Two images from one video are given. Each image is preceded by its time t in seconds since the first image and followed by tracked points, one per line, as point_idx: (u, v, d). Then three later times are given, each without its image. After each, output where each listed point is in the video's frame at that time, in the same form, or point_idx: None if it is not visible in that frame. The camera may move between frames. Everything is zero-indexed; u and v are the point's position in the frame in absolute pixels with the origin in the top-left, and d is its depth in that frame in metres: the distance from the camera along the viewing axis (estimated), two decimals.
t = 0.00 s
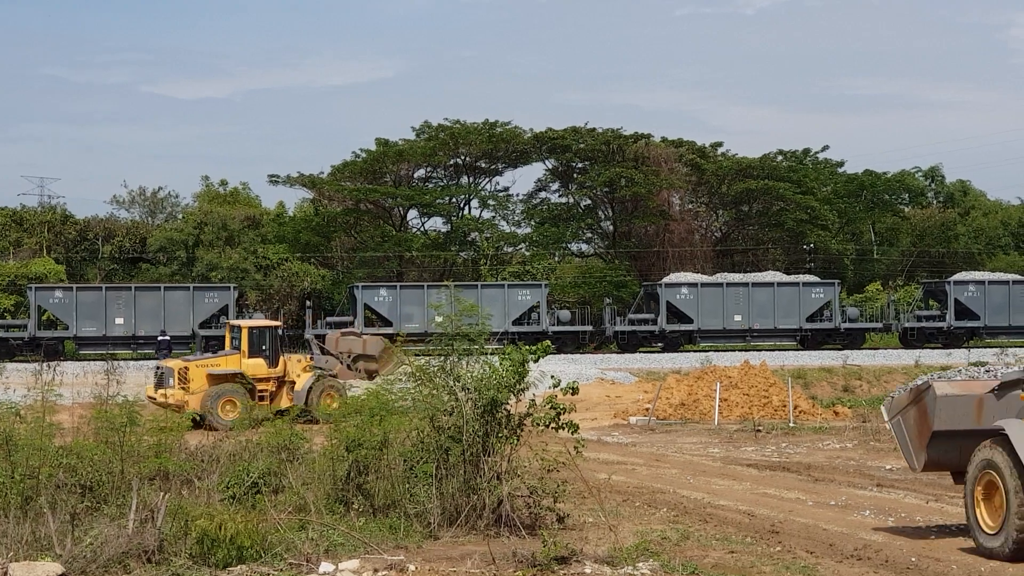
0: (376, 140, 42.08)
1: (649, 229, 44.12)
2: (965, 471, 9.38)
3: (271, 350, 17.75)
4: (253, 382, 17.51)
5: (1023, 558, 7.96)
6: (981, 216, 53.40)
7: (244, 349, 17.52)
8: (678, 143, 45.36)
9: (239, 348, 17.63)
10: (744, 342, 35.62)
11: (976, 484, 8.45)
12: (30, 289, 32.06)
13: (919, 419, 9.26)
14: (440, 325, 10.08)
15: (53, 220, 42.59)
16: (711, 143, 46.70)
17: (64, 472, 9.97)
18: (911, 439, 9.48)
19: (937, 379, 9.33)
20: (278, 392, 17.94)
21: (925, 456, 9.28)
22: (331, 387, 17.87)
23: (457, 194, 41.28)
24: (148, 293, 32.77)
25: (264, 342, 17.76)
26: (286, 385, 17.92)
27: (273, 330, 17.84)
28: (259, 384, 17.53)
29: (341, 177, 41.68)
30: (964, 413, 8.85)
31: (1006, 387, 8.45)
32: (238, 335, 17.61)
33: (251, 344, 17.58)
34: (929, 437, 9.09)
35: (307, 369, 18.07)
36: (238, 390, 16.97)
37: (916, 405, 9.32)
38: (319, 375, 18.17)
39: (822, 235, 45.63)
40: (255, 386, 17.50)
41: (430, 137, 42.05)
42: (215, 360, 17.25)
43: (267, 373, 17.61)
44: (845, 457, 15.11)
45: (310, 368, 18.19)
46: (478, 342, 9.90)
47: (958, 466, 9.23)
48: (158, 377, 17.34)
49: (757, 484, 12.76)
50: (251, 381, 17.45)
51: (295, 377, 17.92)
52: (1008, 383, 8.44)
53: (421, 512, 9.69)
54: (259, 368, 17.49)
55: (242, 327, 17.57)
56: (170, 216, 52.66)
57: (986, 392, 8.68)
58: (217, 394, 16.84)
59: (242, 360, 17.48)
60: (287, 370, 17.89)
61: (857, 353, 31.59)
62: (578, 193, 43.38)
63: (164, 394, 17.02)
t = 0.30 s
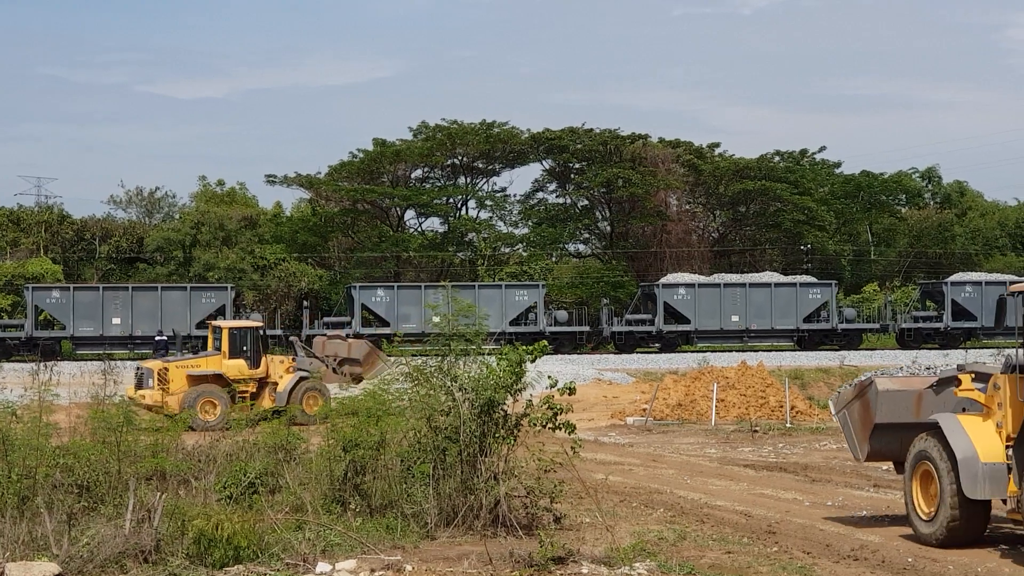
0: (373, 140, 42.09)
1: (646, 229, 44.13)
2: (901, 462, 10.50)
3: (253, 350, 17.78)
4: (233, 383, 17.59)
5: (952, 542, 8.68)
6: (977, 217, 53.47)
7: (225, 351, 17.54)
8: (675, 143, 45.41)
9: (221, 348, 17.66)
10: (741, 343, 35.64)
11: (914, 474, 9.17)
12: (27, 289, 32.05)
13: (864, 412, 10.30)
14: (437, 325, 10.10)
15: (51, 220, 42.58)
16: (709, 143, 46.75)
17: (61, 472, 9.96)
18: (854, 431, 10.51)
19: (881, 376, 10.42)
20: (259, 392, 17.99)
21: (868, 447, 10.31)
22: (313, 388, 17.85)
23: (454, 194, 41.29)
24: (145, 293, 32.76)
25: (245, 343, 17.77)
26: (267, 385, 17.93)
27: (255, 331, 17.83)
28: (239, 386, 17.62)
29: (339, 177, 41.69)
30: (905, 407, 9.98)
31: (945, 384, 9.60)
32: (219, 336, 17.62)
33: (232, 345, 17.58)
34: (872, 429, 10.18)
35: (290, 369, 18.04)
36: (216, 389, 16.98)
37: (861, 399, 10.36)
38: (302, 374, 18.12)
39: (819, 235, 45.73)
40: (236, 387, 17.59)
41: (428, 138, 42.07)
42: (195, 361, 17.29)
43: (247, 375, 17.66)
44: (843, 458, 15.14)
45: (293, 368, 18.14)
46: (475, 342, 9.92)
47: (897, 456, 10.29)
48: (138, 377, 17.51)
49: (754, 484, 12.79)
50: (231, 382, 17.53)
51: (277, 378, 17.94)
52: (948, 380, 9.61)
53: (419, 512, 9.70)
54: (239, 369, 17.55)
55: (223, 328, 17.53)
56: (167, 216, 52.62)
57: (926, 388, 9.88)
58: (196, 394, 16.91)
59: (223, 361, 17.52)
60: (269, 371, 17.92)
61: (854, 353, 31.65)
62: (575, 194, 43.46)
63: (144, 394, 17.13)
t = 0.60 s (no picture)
0: (358, 140, 42.00)
1: (632, 228, 44.19)
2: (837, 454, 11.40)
3: (221, 350, 17.98)
4: (201, 383, 17.57)
5: (881, 528, 9.57)
6: (961, 217, 53.81)
7: (193, 351, 17.62)
8: (661, 143, 45.51)
9: (188, 349, 17.76)
10: (726, 343, 35.77)
11: (847, 465, 10.11)
12: (11, 288, 31.86)
13: (802, 409, 11.21)
14: (422, 324, 10.14)
15: (34, 219, 42.33)
16: (694, 143, 46.87)
17: (45, 471, 9.93)
18: (795, 427, 11.40)
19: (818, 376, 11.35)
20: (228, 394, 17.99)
21: (806, 442, 11.18)
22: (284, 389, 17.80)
23: (439, 194, 41.30)
24: (129, 293, 32.62)
25: (214, 342, 18.00)
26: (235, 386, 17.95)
27: (224, 331, 18.09)
28: (207, 386, 17.60)
29: (324, 176, 41.61)
30: (840, 403, 10.88)
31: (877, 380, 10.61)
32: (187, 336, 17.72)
33: (199, 345, 17.74)
34: (810, 425, 11.08)
35: (260, 370, 18.15)
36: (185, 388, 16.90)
37: (800, 397, 11.26)
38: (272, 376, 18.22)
39: (804, 235, 45.95)
40: (204, 388, 17.56)
41: (413, 137, 42.02)
42: (162, 361, 17.25)
43: (216, 375, 17.68)
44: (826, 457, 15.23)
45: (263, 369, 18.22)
46: (460, 341, 9.95)
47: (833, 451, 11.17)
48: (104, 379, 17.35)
49: (739, 484, 12.86)
50: (199, 382, 17.50)
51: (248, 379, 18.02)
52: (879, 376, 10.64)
53: (404, 512, 9.73)
54: (207, 369, 17.57)
55: (190, 328, 17.72)
56: (152, 216, 52.38)
57: (859, 386, 10.80)
58: (163, 392, 16.78)
59: (191, 361, 17.56)
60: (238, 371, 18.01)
61: (838, 353, 31.83)
62: (561, 193, 43.55)
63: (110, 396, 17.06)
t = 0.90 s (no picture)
0: (348, 139, 41.99)
1: (621, 228, 44.29)
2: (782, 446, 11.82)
3: (194, 349, 17.97)
4: (172, 383, 17.69)
5: (819, 517, 10.11)
6: (950, 217, 54.07)
7: (165, 350, 17.68)
8: (650, 143, 45.60)
9: (160, 348, 17.81)
10: (715, 342, 35.88)
11: (790, 458, 10.61)
12: None
13: (750, 403, 11.60)
14: (412, 324, 10.15)
15: (23, 219, 42.13)
16: (683, 143, 46.95)
17: (34, 471, 9.92)
18: (741, 418, 11.84)
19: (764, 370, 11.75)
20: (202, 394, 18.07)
21: (752, 433, 11.63)
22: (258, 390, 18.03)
23: (429, 193, 41.32)
24: (119, 292, 32.51)
25: (187, 342, 17.96)
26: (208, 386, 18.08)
27: (196, 330, 18.04)
28: (179, 386, 17.70)
29: (313, 176, 41.58)
30: (785, 397, 11.33)
31: (819, 378, 11.06)
32: (158, 336, 17.80)
33: (171, 344, 17.76)
34: (757, 417, 11.48)
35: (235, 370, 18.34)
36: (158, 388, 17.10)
37: (747, 390, 11.65)
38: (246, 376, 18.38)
39: (793, 235, 46.13)
40: (176, 387, 17.68)
41: (403, 137, 42.00)
42: (135, 360, 17.35)
43: (187, 374, 17.79)
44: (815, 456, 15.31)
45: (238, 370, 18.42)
46: (449, 341, 9.98)
47: (777, 442, 11.65)
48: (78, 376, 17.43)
49: (728, 483, 12.92)
50: (171, 382, 17.63)
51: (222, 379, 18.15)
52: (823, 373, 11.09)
53: (393, 512, 9.76)
54: (179, 369, 17.67)
55: (162, 327, 17.75)
56: (141, 215, 52.21)
57: (804, 381, 11.24)
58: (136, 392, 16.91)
59: (163, 361, 17.64)
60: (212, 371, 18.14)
61: (827, 352, 31.94)
62: (550, 193, 43.63)
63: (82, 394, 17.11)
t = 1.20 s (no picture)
0: (343, 138, 41.99)
1: (616, 228, 44.31)
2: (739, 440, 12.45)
3: (172, 350, 17.91)
4: (151, 384, 17.65)
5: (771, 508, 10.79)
6: (945, 216, 54.17)
7: (143, 350, 17.64)
8: (645, 142, 45.63)
9: (138, 349, 17.78)
10: (711, 341, 35.89)
11: (742, 453, 11.33)
12: None
13: (706, 400, 12.23)
14: (407, 323, 10.16)
15: (17, 217, 42.02)
16: (678, 142, 46.96)
17: (28, 472, 9.92)
18: (699, 415, 12.46)
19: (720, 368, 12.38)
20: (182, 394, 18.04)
21: (710, 429, 12.26)
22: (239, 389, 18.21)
23: (424, 192, 41.33)
24: (114, 291, 32.44)
25: (166, 342, 17.89)
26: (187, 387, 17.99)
27: (174, 330, 17.95)
28: (157, 387, 17.67)
29: (308, 175, 41.57)
30: (739, 394, 11.96)
31: (770, 375, 11.72)
32: (136, 336, 17.75)
33: (149, 345, 17.72)
34: (713, 413, 12.11)
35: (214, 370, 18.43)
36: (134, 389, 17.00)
37: (704, 388, 12.28)
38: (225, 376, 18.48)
39: (788, 234, 46.18)
40: (154, 388, 17.63)
41: (398, 136, 41.95)
42: (114, 361, 17.44)
43: (165, 375, 17.74)
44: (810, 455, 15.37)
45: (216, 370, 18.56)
46: (445, 340, 9.99)
47: (733, 436, 12.27)
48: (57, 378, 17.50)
49: (723, 483, 12.97)
50: (149, 382, 17.58)
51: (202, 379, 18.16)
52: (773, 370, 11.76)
53: (388, 511, 9.76)
54: (157, 370, 17.63)
55: (140, 327, 17.64)
56: (135, 214, 52.11)
57: (756, 379, 11.89)
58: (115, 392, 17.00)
59: (141, 361, 17.61)
60: (191, 371, 18.06)
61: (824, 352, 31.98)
62: (546, 193, 43.63)
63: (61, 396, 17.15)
